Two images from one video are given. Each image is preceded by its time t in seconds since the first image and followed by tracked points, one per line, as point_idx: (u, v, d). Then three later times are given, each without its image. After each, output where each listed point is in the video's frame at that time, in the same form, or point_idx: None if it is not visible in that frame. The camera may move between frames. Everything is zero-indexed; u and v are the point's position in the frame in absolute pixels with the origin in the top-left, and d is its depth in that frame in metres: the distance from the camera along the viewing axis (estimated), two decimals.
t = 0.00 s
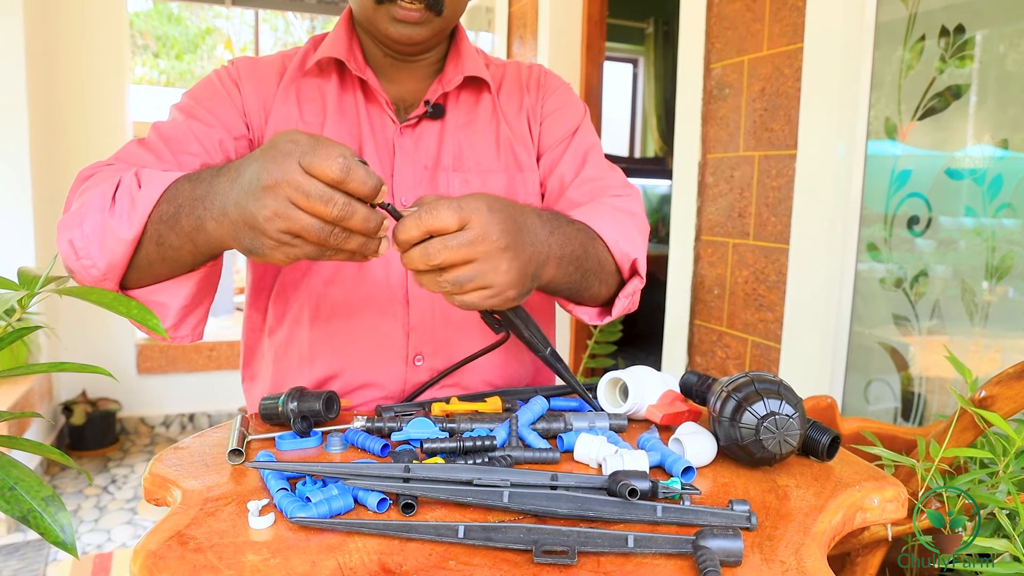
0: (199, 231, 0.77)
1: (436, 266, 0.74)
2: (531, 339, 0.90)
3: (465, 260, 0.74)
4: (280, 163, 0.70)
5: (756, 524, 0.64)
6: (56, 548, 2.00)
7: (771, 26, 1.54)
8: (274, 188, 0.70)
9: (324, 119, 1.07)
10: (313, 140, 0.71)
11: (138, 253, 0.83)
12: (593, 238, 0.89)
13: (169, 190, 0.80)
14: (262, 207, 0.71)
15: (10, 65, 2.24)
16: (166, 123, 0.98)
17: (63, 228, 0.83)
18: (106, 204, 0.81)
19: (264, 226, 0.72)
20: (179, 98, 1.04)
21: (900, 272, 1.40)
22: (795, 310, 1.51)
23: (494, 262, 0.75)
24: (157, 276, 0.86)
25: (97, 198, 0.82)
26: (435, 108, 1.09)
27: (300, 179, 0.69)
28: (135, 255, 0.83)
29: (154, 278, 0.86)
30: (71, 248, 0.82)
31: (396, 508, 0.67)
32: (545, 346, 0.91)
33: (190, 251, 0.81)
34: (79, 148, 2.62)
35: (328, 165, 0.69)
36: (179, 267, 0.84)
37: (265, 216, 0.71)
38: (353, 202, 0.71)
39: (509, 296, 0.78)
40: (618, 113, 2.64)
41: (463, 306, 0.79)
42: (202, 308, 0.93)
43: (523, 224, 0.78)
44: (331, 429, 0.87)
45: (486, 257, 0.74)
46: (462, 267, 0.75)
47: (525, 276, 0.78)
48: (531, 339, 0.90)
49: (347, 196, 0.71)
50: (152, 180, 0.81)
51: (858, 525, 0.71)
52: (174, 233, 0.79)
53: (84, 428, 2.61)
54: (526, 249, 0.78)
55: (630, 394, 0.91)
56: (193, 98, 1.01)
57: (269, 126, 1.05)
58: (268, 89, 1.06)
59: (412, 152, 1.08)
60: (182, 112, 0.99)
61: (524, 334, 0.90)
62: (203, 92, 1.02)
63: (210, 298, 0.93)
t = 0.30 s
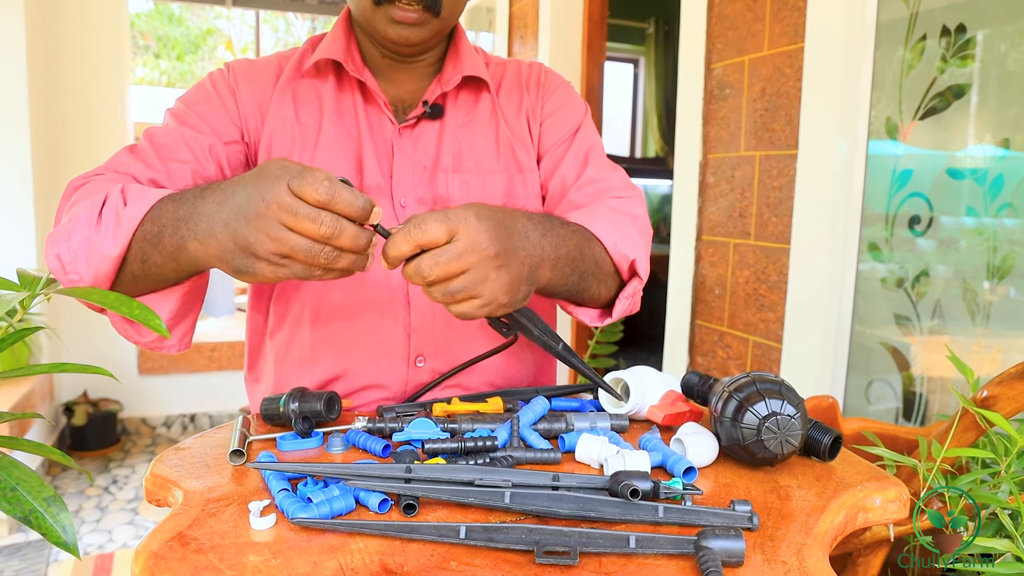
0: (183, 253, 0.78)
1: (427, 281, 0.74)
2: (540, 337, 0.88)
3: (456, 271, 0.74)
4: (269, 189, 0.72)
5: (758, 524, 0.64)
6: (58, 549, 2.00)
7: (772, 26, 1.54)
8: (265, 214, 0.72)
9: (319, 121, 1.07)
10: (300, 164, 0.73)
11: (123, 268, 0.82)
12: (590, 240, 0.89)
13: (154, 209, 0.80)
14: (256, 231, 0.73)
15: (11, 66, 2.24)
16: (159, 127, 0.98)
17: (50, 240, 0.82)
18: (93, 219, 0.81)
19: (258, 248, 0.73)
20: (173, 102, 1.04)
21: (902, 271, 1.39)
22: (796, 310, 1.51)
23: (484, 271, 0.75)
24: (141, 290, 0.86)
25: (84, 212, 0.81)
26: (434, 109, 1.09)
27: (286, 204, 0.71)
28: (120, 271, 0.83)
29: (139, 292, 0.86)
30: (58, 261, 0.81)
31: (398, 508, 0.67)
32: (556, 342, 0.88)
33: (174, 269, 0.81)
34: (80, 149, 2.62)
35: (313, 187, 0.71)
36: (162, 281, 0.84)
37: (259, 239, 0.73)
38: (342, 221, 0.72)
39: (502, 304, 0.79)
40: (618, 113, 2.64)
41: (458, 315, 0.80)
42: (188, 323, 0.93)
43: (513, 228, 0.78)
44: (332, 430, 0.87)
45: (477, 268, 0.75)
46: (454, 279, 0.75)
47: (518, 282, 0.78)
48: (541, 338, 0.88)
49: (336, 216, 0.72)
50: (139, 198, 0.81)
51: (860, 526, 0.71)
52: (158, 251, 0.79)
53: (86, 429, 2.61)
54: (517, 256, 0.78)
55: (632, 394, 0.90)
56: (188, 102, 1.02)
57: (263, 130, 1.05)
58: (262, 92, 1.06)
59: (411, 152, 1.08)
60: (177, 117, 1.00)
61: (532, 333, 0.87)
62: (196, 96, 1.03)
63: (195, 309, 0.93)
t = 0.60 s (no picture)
0: (174, 257, 0.78)
1: (425, 259, 0.76)
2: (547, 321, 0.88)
3: (449, 242, 0.76)
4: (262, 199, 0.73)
5: (760, 524, 0.64)
6: (59, 548, 2.00)
7: (773, 26, 1.54)
8: (259, 223, 0.73)
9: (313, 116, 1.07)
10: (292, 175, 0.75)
11: (112, 268, 0.82)
12: (576, 231, 0.89)
13: (152, 214, 0.80)
14: (253, 239, 0.73)
15: (12, 66, 2.25)
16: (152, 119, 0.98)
17: (40, 232, 0.81)
18: (87, 216, 0.80)
19: (254, 257, 0.74)
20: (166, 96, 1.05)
21: (903, 271, 1.39)
22: (797, 310, 1.51)
23: (477, 240, 0.76)
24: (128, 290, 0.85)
25: (78, 206, 0.81)
26: (433, 104, 1.09)
27: (279, 212, 0.72)
28: (110, 270, 0.82)
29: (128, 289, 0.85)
30: (48, 254, 0.80)
31: (400, 508, 0.67)
32: (565, 332, 0.89)
33: (165, 273, 0.80)
34: (80, 149, 2.62)
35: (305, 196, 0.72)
36: (149, 282, 0.83)
37: (257, 248, 0.74)
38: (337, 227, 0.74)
39: (500, 275, 0.79)
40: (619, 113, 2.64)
41: (458, 298, 0.80)
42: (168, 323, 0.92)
43: (496, 210, 0.81)
44: (334, 429, 0.87)
45: (469, 237, 0.76)
46: (448, 253, 0.76)
47: (511, 254, 0.79)
48: (547, 320, 0.87)
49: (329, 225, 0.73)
50: (135, 200, 0.81)
51: (862, 525, 0.70)
52: (149, 254, 0.79)
53: (87, 429, 2.61)
54: (505, 227, 0.80)
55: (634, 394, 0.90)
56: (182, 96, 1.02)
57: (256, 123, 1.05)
58: (256, 86, 1.06)
59: (411, 149, 1.08)
60: (171, 110, 1.00)
61: (540, 316, 0.87)
62: (190, 88, 1.03)
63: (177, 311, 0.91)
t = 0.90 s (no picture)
0: (184, 260, 0.78)
1: (423, 267, 0.75)
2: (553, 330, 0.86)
3: (445, 247, 0.76)
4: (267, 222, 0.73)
5: (760, 525, 0.64)
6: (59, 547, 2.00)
7: (774, 26, 1.54)
8: (261, 246, 0.74)
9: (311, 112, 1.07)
10: (297, 196, 0.75)
11: (124, 270, 0.82)
12: (564, 242, 0.89)
13: (161, 216, 0.80)
14: (255, 257, 0.75)
15: (13, 65, 2.25)
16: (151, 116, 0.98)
17: (49, 239, 0.80)
18: (97, 219, 0.80)
19: (257, 275, 0.76)
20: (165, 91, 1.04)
21: (904, 272, 1.39)
22: (798, 310, 1.51)
23: (470, 244, 0.77)
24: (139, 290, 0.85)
25: (86, 210, 0.80)
26: (431, 104, 1.09)
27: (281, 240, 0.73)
28: (122, 272, 0.82)
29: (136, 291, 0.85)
30: (58, 259, 0.80)
31: (400, 508, 0.67)
32: (571, 339, 0.87)
33: (178, 275, 0.81)
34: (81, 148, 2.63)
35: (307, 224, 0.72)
36: (161, 282, 0.84)
37: (259, 266, 0.75)
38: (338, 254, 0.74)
39: (496, 278, 0.79)
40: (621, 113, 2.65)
41: (457, 307, 0.79)
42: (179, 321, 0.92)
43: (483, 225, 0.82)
44: (334, 429, 0.87)
45: (462, 242, 0.76)
46: (444, 259, 0.76)
47: (503, 258, 0.80)
48: (551, 327, 0.86)
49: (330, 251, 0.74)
50: (145, 202, 0.80)
51: (862, 526, 0.70)
52: (162, 259, 0.79)
53: (87, 428, 2.61)
54: (493, 233, 0.81)
55: (635, 394, 0.90)
56: (181, 91, 1.01)
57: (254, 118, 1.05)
58: (254, 83, 1.06)
59: (409, 148, 1.08)
60: (169, 105, 1.00)
61: (542, 323, 0.85)
62: (188, 83, 1.03)
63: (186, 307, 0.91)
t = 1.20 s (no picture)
0: (196, 273, 0.78)
1: (415, 275, 0.75)
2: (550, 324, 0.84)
3: (433, 251, 0.76)
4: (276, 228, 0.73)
5: (761, 524, 0.64)
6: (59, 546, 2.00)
7: (775, 26, 1.54)
8: (265, 257, 0.73)
9: (313, 116, 1.07)
10: (305, 210, 0.74)
11: (138, 284, 0.82)
12: (560, 239, 0.90)
13: (170, 230, 0.80)
14: (256, 267, 0.74)
15: (13, 64, 2.25)
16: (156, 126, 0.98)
17: (65, 256, 0.81)
18: (110, 235, 0.80)
19: (256, 284, 0.75)
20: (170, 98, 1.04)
21: (904, 272, 1.39)
22: (798, 311, 1.51)
23: (457, 245, 0.77)
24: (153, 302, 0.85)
25: (99, 227, 0.80)
26: (432, 104, 1.09)
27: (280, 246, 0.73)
28: (136, 286, 0.83)
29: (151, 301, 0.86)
30: (75, 275, 0.80)
31: (401, 507, 0.67)
32: (570, 330, 0.85)
33: (191, 287, 0.81)
34: (82, 148, 2.63)
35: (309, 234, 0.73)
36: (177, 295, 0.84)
37: (258, 275, 0.74)
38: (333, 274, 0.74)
39: (486, 277, 0.79)
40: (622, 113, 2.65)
41: (446, 309, 0.79)
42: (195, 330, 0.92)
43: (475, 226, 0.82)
44: (335, 428, 0.87)
45: (449, 244, 0.77)
46: (433, 262, 0.76)
47: (492, 258, 0.80)
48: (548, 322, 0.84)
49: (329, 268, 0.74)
50: (155, 217, 0.81)
51: (862, 526, 0.70)
52: (174, 270, 0.80)
53: (87, 427, 2.61)
54: (479, 232, 0.81)
55: (636, 394, 0.90)
56: (186, 98, 1.01)
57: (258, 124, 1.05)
58: (256, 88, 1.06)
59: (409, 148, 1.08)
60: (174, 113, 1.00)
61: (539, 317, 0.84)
62: (191, 91, 1.03)
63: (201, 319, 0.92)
